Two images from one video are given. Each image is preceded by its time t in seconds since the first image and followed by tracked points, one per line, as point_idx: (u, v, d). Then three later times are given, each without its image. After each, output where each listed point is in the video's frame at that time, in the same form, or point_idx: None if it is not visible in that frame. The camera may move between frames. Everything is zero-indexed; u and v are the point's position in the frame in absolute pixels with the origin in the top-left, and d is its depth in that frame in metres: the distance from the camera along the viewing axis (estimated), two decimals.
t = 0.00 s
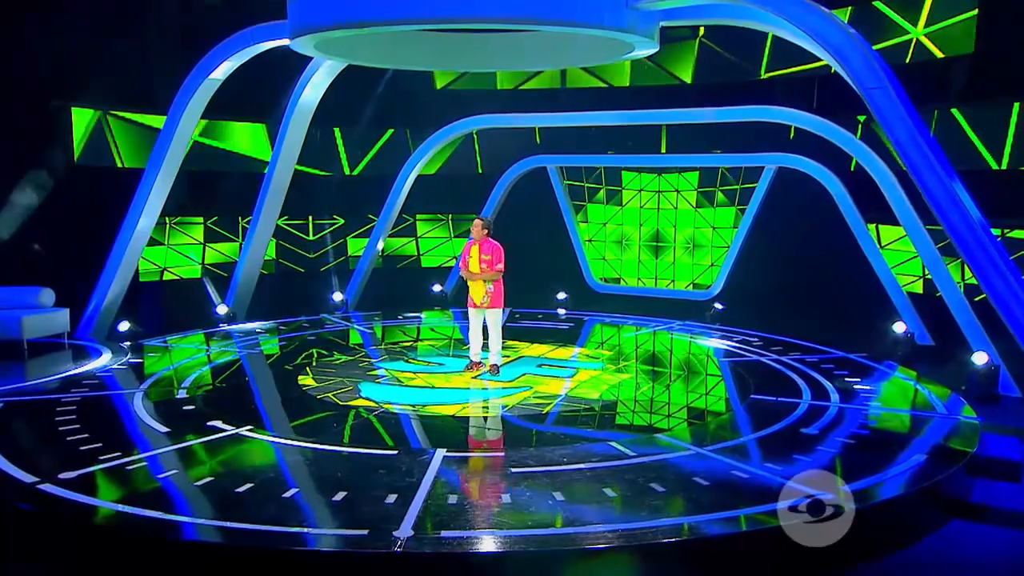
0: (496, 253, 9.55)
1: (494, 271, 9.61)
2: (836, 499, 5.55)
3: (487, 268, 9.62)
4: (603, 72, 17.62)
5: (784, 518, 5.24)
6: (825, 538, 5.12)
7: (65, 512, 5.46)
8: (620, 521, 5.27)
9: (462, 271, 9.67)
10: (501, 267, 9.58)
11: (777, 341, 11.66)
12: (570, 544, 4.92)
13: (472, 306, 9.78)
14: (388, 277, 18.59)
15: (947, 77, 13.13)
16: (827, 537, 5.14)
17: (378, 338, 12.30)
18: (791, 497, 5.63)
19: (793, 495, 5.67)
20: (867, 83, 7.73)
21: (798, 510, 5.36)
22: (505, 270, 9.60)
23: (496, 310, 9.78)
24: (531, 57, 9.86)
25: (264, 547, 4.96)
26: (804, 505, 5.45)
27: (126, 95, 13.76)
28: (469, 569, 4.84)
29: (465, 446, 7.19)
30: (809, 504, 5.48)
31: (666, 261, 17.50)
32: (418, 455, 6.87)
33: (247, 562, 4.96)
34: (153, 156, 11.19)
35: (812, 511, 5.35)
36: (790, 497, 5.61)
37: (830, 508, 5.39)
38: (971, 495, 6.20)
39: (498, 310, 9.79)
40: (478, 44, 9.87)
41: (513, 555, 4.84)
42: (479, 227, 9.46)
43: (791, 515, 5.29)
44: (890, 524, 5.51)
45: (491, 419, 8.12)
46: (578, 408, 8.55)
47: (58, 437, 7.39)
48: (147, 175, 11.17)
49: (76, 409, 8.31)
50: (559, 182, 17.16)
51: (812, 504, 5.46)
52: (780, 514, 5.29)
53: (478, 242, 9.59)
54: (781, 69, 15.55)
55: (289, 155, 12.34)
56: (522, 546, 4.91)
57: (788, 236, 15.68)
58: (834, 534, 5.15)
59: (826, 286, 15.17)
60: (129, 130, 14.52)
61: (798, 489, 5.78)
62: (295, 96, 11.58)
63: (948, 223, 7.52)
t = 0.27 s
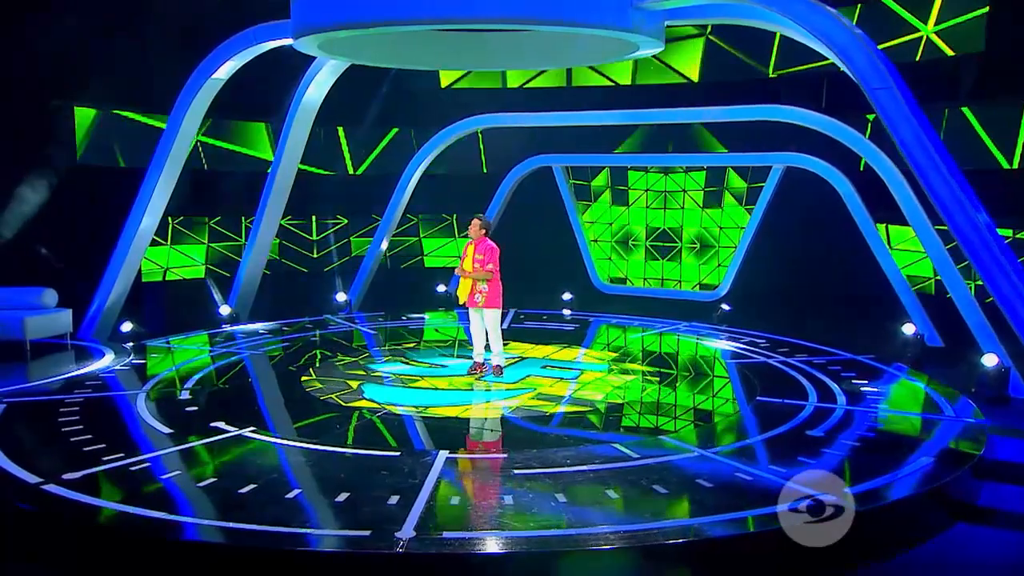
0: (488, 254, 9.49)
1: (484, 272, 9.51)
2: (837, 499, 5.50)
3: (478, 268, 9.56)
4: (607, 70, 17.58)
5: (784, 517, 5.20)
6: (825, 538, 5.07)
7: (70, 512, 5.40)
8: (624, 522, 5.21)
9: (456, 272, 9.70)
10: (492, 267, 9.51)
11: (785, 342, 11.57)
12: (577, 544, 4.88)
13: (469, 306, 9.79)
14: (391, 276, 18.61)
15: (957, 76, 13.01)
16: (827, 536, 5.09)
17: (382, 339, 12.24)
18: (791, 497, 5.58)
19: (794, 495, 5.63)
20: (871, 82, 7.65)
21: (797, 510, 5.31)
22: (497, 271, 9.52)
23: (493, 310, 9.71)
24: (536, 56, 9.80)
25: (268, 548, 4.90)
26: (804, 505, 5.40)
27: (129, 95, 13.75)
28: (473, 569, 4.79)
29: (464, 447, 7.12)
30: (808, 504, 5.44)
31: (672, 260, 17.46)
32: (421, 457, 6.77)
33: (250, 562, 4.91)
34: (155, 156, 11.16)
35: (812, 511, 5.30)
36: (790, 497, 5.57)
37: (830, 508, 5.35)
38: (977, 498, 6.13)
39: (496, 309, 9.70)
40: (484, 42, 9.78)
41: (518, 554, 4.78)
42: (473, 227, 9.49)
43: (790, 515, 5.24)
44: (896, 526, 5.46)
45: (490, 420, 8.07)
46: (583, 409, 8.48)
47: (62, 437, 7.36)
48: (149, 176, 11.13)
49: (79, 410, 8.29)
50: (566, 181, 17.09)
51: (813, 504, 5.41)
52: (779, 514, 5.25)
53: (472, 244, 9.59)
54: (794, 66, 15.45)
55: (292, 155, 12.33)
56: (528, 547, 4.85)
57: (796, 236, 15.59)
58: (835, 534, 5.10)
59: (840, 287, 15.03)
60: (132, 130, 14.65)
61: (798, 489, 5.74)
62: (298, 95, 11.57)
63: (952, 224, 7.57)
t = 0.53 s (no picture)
0: (495, 255, 9.48)
1: (490, 271, 9.48)
2: (837, 501, 5.48)
3: (484, 268, 9.53)
4: (621, 69, 17.62)
5: (784, 515, 5.24)
6: (825, 538, 5.04)
7: (82, 511, 5.41)
8: (635, 524, 5.17)
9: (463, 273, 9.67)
10: (499, 268, 9.50)
11: (797, 344, 11.51)
12: (590, 544, 4.85)
13: (475, 306, 9.75)
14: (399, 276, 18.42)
15: (972, 75, 12.90)
16: (826, 537, 5.05)
17: (391, 340, 12.22)
18: (791, 496, 5.60)
19: (794, 493, 5.66)
20: (882, 83, 7.59)
21: (798, 511, 5.30)
22: (504, 272, 9.50)
23: (500, 310, 9.68)
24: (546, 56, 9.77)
25: (275, 547, 4.88)
26: (803, 505, 5.41)
27: (140, 97, 13.80)
28: (486, 569, 4.77)
29: (469, 448, 7.08)
30: (807, 504, 5.43)
31: (685, 261, 17.41)
32: (429, 458, 6.74)
33: (257, 562, 4.89)
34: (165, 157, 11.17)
35: (813, 512, 5.29)
36: (790, 497, 5.59)
37: (829, 507, 5.35)
38: (991, 502, 6.08)
39: (502, 309, 9.66)
40: (494, 42, 9.71)
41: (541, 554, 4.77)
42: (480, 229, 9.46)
43: (791, 516, 5.22)
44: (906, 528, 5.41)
45: (496, 422, 8.01)
46: (594, 410, 8.42)
47: (74, 437, 7.36)
48: (160, 177, 11.15)
49: (91, 410, 8.30)
50: (577, 181, 17.04)
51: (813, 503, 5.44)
52: (778, 516, 5.22)
53: (479, 244, 9.56)
54: (806, 66, 15.43)
55: (303, 155, 12.34)
56: (544, 547, 4.84)
57: (808, 236, 15.51)
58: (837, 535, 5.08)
59: (859, 287, 14.91)
60: (141, 131, 14.41)
61: (796, 489, 5.74)
62: (308, 96, 11.58)
63: (965, 226, 7.54)
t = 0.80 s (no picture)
0: (505, 257, 9.41)
1: (501, 273, 9.41)
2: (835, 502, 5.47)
3: (495, 269, 9.47)
4: (634, 67, 17.53)
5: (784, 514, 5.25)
6: (824, 539, 4.96)
7: (91, 511, 5.39)
8: (647, 526, 5.10)
9: (473, 274, 9.66)
10: (510, 270, 9.43)
11: (812, 345, 11.43)
12: (600, 546, 4.81)
13: (485, 307, 9.70)
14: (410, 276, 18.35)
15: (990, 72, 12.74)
16: (822, 538, 4.97)
17: (402, 341, 12.17)
18: (791, 497, 5.59)
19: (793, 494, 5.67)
20: (896, 82, 7.50)
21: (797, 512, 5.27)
22: (515, 274, 9.44)
23: (511, 312, 9.62)
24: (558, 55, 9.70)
25: (286, 547, 4.84)
26: (802, 505, 5.42)
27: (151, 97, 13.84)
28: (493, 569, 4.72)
29: (481, 449, 7.00)
30: (806, 504, 5.42)
31: (700, 261, 17.36)
32: (439, 458, 6.69)
33: (265, 562, 4.85)
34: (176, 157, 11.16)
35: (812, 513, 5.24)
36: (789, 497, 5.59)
37: (828, 508, 5.35)
38: (1008, 505, 5.98)
39: (513, 310, 9.59)
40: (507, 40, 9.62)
41: (553, 554, 4.72)
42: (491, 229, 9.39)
43: (791, 517, 5.18)
44: (921, 530, 5.34)
45: (506, 423, 7.93)
46: (605, 411, 8.35)
47: (85, 437, 7.35)
48: (170, 177, 11.15)
49: (101, 410, 8.28)
50: (589, 181, 16.97)
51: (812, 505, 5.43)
52: (779, 519, 5.16)
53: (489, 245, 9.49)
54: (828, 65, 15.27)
55: (313, 154, 12.32)
56: (553, 547, 4.81)
57: (823, 237, 15.41)
58: (846, 538, 5.01)
59: (862, 287, 15.00)
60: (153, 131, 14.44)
61: (795, 489, 5.74)
62: (318, 95, 11.55)
63: (979, 225, 7.50)
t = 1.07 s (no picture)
0: (518, 258, 9.34)
1: (516, 274, 9.37)
2: (835, 503, 5.45)
3: (507, 271, 9.42)
4: (645, 66, 17.59)
5: (784, 514, 5.24)
6: (824, 539, 4.90)
7: (101, 510, 5.38)
8: (658, 527, 5.06)
9: (487, 272, 9.63)
10: (522, 272, 9.36)
11: (825, 347, 11.32)
12: (610, 546, 4.78)
13: (495, 308, 9.65)
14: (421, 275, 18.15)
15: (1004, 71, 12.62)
16: (823, 539, 4.92)
17: (412, 342, 12.11)
18: (792, 495, 5.61)
19: (795, 493, 5.67)
20: (908, 83, 7.40)
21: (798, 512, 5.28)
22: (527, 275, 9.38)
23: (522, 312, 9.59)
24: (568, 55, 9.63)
25: (295, 547, 4.81)
26: (803, 505, 5.41)
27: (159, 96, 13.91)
28: (505, 569, 4.69)
29: (490, 450, 6.94)
30: (809, 504, 5.41)
31: (713, 262, 17.27)
32: (448, 459, 6.64)
33: (274, 562, 4.82)
34: (185, 157, 11.15)
35: (813, 514, 5.24)
36: (791, 495, 5.61)
37: (831, 508, 5.33)
38: None
39: (524, 312, 9.54)
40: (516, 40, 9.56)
41: (562, 554, 4.71)
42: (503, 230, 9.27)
43: (793, 518, 5.15)
44: (932, 534, 5.27)
45: (516, 424, 7.87)
46: (616, 413, 8.27)
47: (95, 437, 7.33)
48: (179, 177, 11.14)
49: (111, 410, 8.27)
50: (600, 180, 16.92)
51: (813, 505, 5.41)
52: (782, 521, 5.11)
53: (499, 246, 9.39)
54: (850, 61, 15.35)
55: (322, 153, 12.29)
56: (563, 547, 4.79)
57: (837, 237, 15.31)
58: (851, 540, 4.97)
59: (870, 287, 14.97)
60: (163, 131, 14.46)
61: (800, 489, 5.71)
62: (328, 94, 11.53)
63: (992, 226, 7.41)
